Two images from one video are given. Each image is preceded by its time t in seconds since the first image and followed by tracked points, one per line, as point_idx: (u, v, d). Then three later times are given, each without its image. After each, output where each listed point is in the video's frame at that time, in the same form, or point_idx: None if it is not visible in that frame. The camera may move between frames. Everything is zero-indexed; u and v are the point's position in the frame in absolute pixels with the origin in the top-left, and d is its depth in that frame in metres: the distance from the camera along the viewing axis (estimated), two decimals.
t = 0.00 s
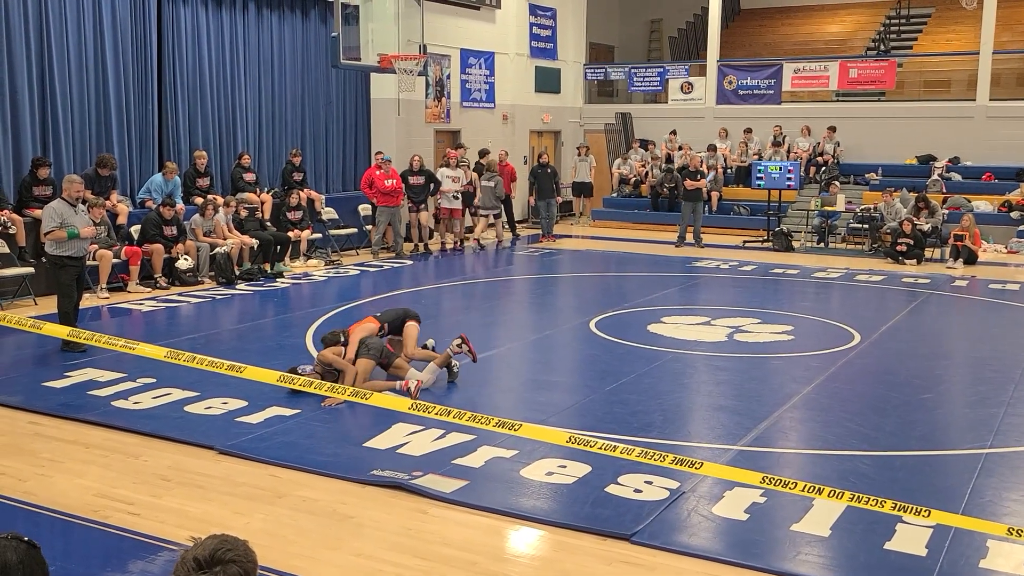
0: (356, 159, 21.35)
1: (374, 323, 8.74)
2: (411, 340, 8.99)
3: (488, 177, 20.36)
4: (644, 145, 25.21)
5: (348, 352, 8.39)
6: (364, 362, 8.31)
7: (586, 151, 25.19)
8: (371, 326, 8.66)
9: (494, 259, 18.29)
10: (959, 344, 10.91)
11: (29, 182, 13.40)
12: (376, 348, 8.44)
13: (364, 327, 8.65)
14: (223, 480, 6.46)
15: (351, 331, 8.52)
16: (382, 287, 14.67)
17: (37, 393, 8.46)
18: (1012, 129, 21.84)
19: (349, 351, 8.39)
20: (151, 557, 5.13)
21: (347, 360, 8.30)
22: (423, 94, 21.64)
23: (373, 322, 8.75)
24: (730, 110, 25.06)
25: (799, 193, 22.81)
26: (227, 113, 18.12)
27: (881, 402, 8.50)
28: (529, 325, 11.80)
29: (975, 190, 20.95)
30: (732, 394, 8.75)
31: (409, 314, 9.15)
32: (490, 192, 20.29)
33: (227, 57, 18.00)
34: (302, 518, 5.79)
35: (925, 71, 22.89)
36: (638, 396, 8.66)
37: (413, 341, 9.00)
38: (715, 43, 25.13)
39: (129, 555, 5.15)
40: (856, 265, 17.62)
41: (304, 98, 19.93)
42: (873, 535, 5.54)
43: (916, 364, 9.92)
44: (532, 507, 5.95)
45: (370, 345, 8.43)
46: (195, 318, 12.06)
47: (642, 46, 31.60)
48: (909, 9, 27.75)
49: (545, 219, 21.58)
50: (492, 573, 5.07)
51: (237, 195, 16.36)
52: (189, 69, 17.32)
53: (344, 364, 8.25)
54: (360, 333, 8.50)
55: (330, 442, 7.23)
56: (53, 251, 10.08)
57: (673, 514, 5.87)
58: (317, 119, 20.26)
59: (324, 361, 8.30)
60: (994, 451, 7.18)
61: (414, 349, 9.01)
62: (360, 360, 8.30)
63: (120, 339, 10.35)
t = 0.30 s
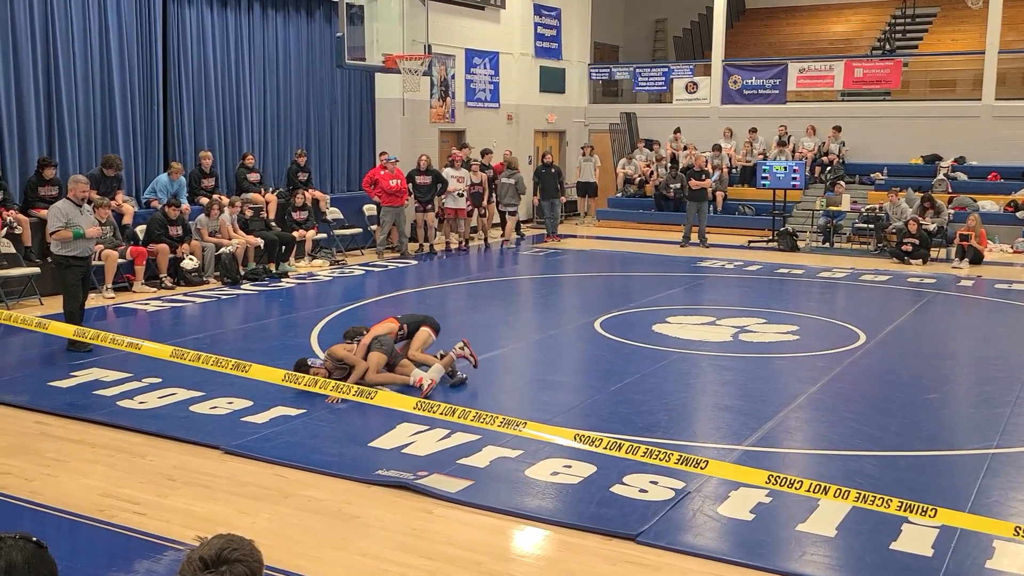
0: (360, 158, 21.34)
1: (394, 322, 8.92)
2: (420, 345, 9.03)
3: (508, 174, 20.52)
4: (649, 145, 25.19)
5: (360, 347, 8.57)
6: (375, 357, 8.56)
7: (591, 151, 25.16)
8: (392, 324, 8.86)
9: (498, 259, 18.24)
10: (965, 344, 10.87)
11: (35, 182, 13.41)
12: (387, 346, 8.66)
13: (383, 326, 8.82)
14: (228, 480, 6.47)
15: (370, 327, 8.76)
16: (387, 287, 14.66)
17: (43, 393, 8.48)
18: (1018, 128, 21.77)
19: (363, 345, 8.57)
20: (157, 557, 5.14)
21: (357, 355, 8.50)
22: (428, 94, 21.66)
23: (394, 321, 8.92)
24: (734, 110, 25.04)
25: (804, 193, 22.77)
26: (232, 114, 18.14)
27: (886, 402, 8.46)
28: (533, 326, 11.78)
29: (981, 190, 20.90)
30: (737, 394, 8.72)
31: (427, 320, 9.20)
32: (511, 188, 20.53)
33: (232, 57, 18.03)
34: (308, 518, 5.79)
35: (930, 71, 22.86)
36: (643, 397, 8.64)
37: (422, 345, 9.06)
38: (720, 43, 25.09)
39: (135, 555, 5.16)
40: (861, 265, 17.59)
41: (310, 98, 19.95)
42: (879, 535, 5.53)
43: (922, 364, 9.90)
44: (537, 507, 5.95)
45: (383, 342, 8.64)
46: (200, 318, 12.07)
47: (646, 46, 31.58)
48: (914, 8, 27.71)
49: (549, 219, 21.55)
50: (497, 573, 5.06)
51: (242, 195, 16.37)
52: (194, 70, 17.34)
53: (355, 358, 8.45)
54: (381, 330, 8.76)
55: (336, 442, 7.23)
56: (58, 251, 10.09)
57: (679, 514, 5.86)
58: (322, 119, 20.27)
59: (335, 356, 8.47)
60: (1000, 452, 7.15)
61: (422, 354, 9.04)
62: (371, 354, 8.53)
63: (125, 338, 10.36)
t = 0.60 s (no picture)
0: (369, 161, 21.35)
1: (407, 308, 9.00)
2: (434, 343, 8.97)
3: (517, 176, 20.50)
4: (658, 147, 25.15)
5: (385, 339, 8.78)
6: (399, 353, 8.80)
7: (599, 153, 25.13)
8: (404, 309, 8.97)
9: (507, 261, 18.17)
10: (978, 345, 10.80)
11: (46, 186, 13.48)
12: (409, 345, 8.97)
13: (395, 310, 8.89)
14: (238, 482, 6.48)
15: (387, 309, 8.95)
16: (396, 289, 14.66)
17: (54, 396, 8.51)
18: None
19: (388, 335, 8.76)
20: (168, 559, 5.15)
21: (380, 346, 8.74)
22: (436, 96, 21.69)
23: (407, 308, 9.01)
24: (744, 111, 24.98)
25: (814, 194, 22.68)
26: (241, 117, 18.19)
27: (898, 404, 8.42)
28: (543, 328, 11.76)
29: (992, 190, 20.79)
30: (747, 396, 8.68)
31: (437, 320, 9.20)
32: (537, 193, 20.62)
33: (241, 59, 18.08)
34: (318, 520, 5.79)
35: (940, 70, 22.78)
36: (653, 398, 8.61)
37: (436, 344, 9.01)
38: (729, 44, 25.05)
39: (147, 557, 5.17)
40: (871, 266, 17.54)
41: (319, 101, 19.98)
42: (890, 537, 5.51)
43: (933, 365, 9.86)
44: (547, 509, 5.93)
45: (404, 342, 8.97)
46: (210, 320, 12.09)
47: (655, 46, 31.55)
48: (924, 8, 27.62)
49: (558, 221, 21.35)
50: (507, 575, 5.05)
51: (251, 198, 16.40)
52: (204, 73, 17.40)
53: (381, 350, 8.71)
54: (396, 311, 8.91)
55: (346, 444, 7.23)
56: (69, 254, 10.14)
57: (689, 515, 5.85)
58: (331, 121, 20.30)
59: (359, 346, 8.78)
60: (1013, 453, 7.11)
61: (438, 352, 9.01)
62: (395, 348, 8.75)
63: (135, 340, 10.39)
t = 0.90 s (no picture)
0: (383, 162, 21.39)
1: (398, 330, 8.96)
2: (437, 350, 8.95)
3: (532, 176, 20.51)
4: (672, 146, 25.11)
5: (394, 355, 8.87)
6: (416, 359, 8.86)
7: (613, 153, 25.10)
8: (395, 332, 8.95)
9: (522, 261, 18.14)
10: (996, 345, 10.72)
11: (64, 188, 13.57)
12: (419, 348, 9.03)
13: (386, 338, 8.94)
14: (254, 482, 6.50)
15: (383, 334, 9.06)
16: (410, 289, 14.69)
17: (72, 396, 8.57)
18: None
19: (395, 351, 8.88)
20: (184, 559, 5.18)
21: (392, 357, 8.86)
22: (450, 97, 21.73)
23: (398, 330, 8.99)
24: (759, 110, 24.90)
25: (829, 193, 22.57)
26: (257, 119, 18.28)
27: (914, 404, 8.37)
28: (557, 328, 11.75)
29: (1009, 189, 20.64)
30: (762, 396, 8.65)
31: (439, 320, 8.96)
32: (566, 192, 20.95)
33: (256, 60, 18.16)
34: (334, 520, 5.81)
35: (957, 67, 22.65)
36: (667, 399, 8.59)
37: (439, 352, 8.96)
38: (744, 43, 24.95)
39: (164, 557, 5.20)
40: (888, 265, 17.44)
41: (334, 102, 20.05)
42: (907, 537, 5.48)
43: (949, 365, 9.80)
44: (562, 510, 5.93)
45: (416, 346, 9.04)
46: (226, 321, 12.15)
47: (669, 47, 31.49)
48: (940, 6, 27.46)
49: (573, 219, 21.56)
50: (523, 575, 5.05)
51: (266, 199, 16.47)
52: (219, 75, 17.49)
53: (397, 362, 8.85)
54: (388, 337, 8.97)
55: (360, 444, 7.25)
56: (86, 255, 10.22)
57: (704, 516, 5.83)
58: (346, 122, 20.37)
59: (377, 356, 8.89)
60: None
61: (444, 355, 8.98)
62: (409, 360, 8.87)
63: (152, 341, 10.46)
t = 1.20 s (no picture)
0: (391, 166, 21.42)
1: (428, 326, 9.00)
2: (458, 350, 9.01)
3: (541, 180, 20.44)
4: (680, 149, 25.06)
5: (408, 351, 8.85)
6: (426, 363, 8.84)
7: (621, 156, 25.07)
8: (425, 328, 8.99)
9: (530, 265, 18.14)
10: (1006, 347, 10.66)
11: (73, 193, 13.63)
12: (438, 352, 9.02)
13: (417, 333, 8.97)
14: (263, 486, 6.52)
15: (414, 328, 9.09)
16: (418, 293, 14.70)
17: (82, 401, 8.61)
18: None
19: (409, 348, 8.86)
20: (193, 562, 5.19)
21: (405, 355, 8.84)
22: (458, 100, 21.76)
23: (427, 327, 9.02)
24: (767, 112, 24.86)
25: (838, 195, 22.49)
26: (265, 122, 18.33)
27: (925, 407, 8.34)
28: (565, 331, 11.75)
29: (1019, 191, 20.55)
30: (771, 399, 8.63)
31: (471, 323, 8.99)
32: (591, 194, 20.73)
33: (265, 65, 18.22)
34: (342, 523, 5.82)
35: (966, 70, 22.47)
36: (676, 402, 8.58)
37: (459, 355, 9.02)
38: (752, 46, 24.91)
39: (173, 560, 5.21)
40: (897, 268, 17.38)
41: (342, 107, 20.10)
42: (916, 541, 5.45)
43: (959, 367, 9.76)
44: (571, 513, 5.93)
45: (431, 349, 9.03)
46: (234, 325, 12.17)
47: (677, 49, 31.47)
48: (949, 7, 27.40)
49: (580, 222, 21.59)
50: None
51: (275, 203, 16.51)
52: (228, 80, 17.55)
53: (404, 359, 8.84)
54: (418, 332, 9.00)
55: (369, 448, 7.27)
56: (95, 260, 10.25)
57: (713, 520, 5.82)
58: (354, 126, 20.41)
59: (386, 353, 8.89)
60: None
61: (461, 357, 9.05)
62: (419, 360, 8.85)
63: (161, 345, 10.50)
